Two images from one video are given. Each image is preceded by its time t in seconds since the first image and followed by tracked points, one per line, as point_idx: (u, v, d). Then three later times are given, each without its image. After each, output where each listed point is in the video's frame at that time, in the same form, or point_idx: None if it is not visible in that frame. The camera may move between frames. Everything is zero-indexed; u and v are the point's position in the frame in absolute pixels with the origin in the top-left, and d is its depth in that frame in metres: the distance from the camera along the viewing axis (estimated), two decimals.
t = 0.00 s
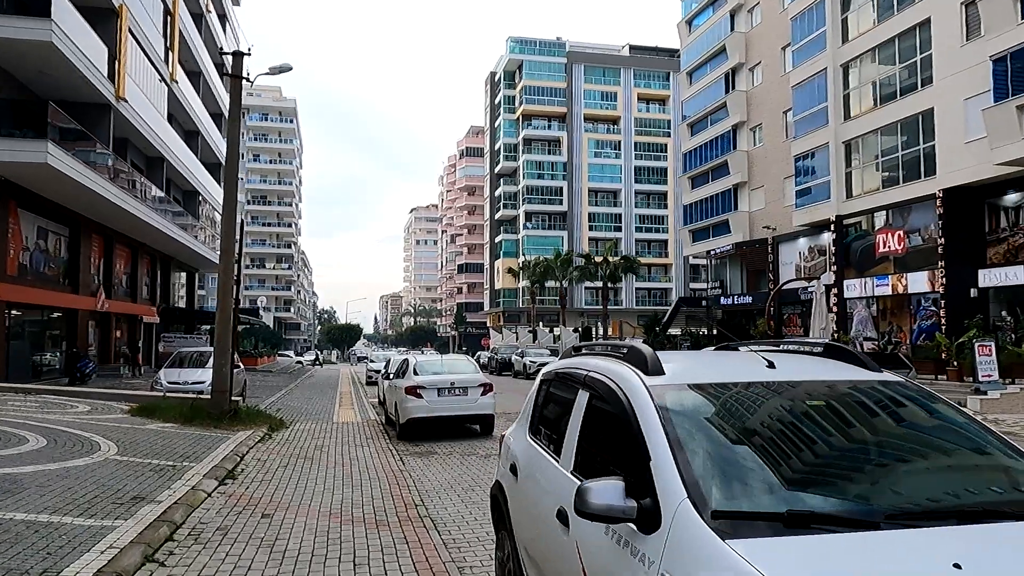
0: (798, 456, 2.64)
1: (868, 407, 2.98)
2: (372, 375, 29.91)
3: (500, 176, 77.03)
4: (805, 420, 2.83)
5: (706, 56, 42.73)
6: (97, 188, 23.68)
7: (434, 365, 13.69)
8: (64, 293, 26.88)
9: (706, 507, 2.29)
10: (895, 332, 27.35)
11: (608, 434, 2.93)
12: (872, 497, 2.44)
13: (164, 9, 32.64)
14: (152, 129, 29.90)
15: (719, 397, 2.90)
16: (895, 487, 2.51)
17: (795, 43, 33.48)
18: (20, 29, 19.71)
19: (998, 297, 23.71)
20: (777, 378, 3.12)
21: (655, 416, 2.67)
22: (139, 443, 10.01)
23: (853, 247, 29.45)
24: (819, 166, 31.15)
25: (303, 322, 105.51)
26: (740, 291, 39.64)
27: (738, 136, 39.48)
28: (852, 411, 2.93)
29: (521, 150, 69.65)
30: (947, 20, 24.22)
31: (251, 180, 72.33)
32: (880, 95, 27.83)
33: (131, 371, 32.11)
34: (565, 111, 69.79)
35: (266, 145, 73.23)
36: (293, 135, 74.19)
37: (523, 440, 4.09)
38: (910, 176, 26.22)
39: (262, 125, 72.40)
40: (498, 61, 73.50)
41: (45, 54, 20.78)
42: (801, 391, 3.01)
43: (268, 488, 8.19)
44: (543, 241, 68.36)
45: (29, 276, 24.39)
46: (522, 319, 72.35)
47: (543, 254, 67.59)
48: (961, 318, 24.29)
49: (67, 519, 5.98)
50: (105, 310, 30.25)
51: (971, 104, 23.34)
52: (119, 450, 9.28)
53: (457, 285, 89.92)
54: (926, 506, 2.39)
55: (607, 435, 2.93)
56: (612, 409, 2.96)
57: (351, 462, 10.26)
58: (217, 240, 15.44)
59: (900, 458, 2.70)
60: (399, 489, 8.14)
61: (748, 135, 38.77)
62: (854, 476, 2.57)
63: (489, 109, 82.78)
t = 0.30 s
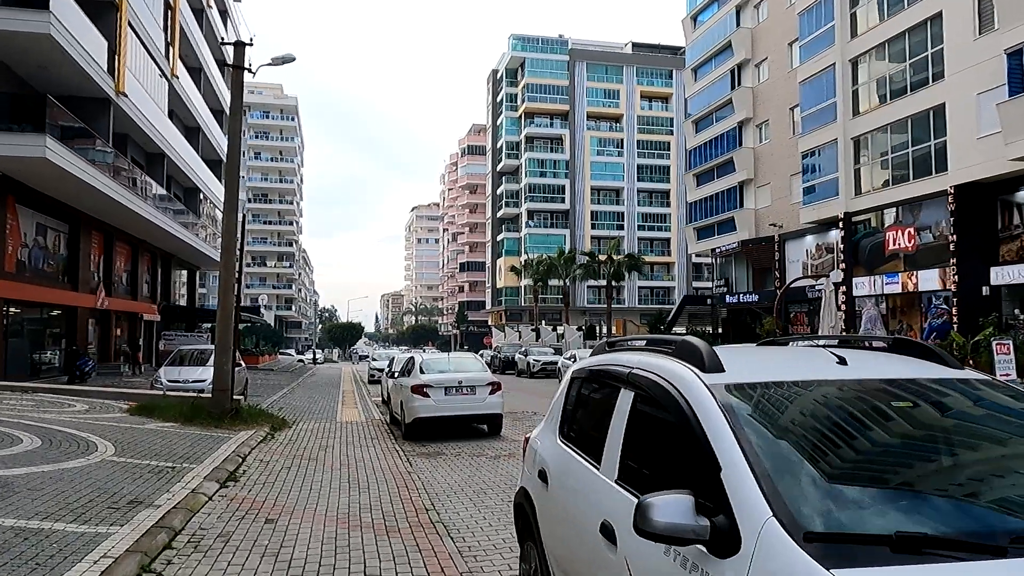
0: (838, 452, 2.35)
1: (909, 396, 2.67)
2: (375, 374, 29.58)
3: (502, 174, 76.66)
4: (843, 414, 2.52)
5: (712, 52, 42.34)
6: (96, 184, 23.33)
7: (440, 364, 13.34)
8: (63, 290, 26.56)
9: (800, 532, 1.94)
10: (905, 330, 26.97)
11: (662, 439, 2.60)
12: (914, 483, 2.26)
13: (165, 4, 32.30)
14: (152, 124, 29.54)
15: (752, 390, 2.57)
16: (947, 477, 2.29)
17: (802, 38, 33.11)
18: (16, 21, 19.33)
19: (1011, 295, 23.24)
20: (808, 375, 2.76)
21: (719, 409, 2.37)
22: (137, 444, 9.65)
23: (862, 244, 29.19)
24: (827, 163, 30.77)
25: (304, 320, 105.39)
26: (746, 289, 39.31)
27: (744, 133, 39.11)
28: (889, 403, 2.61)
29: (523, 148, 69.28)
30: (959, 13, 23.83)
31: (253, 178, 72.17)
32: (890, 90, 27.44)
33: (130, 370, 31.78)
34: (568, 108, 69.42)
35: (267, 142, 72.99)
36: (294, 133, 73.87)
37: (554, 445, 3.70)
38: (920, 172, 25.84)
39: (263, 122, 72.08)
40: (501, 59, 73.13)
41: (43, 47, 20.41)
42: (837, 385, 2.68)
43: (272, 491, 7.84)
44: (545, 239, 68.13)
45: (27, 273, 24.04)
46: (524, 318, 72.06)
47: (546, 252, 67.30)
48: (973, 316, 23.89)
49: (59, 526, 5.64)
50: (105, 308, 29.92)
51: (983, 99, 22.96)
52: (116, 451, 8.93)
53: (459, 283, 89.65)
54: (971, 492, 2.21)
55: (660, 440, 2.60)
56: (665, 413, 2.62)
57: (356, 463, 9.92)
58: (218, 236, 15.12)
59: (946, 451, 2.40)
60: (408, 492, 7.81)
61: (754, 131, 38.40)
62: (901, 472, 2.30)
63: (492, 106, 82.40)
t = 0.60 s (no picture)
0: (888, 458, 2.08)
1: (959, 399, 2.36)
2: (378, 374, 29.24)
3: (504, 173, 76.33)
4: (883, 419, 2.23)
5: (717, 50, 41.97)
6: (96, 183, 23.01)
7: (447, 365, 13.01)
8: (63, 289, 26.24)
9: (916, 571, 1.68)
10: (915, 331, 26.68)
11: (735, 457, 2.28)
12: (963, 486, 2.04)
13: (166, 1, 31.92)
14: (153, 122, 29.19)
15: (828, 402, 2.25)
16: (1000, 481, 2.07)
17: (810, 36, 32.76)
18: (14, 15, 18.97)
19: None
20: (855, 381, 2.42)
21: (814, 431, 2.06)
22: (136, 448, 9.31)
23: (870, 244, 28.78)
24: (835, 161, 30.44)
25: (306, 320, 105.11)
26: (753, 289, 38.97)
27: (750, 131, 38.75)
28: (934, 405, 2.33)
29: (526, 147, 68.91)
30: (971, 9, 23.47)
31: (254, 177, 71.91)
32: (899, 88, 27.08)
33: (131, 370, 31.46)
34: (570, 107, 69.04)
35: (269, 142, 72.75)
36: (296, 132, 73.57)
37: (593, 459, 3.38)
38: (931, 170, 25.47)
39: (265, 122, 71.77)
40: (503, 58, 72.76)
41: (42, 42, 20.06)
42: (882, 390, 2.36)
43: (276, 498, 7.51)
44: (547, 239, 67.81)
45: (26, 272, 23.72)
46: (526, 317, 71.75)
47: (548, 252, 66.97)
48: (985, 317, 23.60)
49: (51, 538, 5.30)
50: (106, 307, 29.62)
51: (995, 96, 22.60)
52: (114, 456, 8.60)
53: (461, 283, 89.31)
54: None
55: (734, 458, 2.28)
56: (729, 424, 2.32)
57: (362, 468, 9.60)
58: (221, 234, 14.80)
59: (998, 453, 2.17)
60: (418, 500, 7.47)
61: (760, 130, 38.02)
62: (948, 476, 2.07)
63: (494, 105, 82.01)
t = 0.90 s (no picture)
0: (965, 462, 1.76)
1: None
2: (379, 374, 28.89)
3: (506, 172, 75.91)
4: (947, 422, 1.87)
5: (722, 47, 41.55)
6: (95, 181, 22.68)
7: (452, 365, 12.65)
8: (61, 289, 25.90)
9: None
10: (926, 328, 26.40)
11: (820, 470, 1.96)
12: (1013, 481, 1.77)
13: None
14: (152, 119, 28.82)
15: (932, 407, 1.92)
16: None
17: (816, 31, 32.37)
18: (10, 9, 18.59)
19: None
20: (923, 376, 2.07)
21: (934, 443, 1.76)
22: (131, 451, 8.93)
23: (879, 241, 28.34)
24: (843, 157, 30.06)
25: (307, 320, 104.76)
26: (758, 287, 38.61)
27: (755, 129, 38.35)
28: (992, 404, 1.98)
29: (527, 146, 68.53)
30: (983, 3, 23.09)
31: (254, 177, 71.59)
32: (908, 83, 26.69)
33: (130, 371, 31.10)
34: (572, 106, 68.64)
35: (269, 141, 72.39)
36: (296, 132, 73.18)
37: (631, 466, 3.03)
38: (941, 167, 25.09)
39: (265, 121, 71.40)
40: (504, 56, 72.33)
41: (38, 37, 19.68)
42: (962, 395, 1.99)
43: (277, 505, 7.15)
44: (549, 238, 67.40)
45: (24, 271, 23.36)
46: (528, 317, 71.40)
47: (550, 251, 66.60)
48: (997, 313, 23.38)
49: (34, 551, 4.93)
50: (105, 307, 29.26)
51: (1008, 90, 22.22)
52: (107, 460, 8.23)
53: (462, 282, 88.95)
54: None
55: (819, 471, 1.96)
56: (824, 430, 2.01)
57: (367, 472, 9.24)
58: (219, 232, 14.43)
59: None
60: (427, 506, 7.11)
61: (766, 127, 37.64)
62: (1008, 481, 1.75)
63: (495, 104, 81.59)
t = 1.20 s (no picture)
0: None
1: None
2: (384, 382, 28.52)
3: (509, 178, 75.67)
4: None
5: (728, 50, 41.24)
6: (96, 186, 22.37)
7: (461, 372, 12.28)
8: (62, 297, 25.61)
9: None
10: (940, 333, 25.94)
11: (959, 500, 1.57)
12: None
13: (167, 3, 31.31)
14: (154, 125, 28.56)
15: None
16: None
17: (824, 33, 32.05)
18: (9, 13, 18.34)
19: None
20: None
21: None
22: (129, 464, 8.58)
23: (891, 245, 28.04)
24: (853, 160, 29.68)
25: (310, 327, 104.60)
26: (766, 292, 38.19)
27: (762, 132, 37.99)
28: None
29: (531, 152, 68.30)
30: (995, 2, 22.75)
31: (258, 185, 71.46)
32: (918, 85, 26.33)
33: (133, 380, 30.80)
34: (576, 112, 68.41)
35: (273, 149, 72.29)
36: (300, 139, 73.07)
37: (688, 493, 2.64)
38: (954, 169, 24.69)
39: (268, 129, 71.32)
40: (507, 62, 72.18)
41: (38, 41, 19.41)
42: None
43: (281, 522, 6.77)
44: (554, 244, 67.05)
45: (24, 279, 23.07)
46: (533, 324, 71.05)
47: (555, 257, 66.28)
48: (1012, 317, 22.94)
49: None
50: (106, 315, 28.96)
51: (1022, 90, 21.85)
52: (104, 474, 7.87)
53: (466, 289, 88.68)
54: None
55: (957, 502, 1.58)
56: (947, 453, 1.65)
57: (375, 485, 8.86)
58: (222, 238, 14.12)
59: None
60: (438, 524, 6.74)
61: (773, 130, 37.28)
62: None
63: (498, 110, 81.40)
